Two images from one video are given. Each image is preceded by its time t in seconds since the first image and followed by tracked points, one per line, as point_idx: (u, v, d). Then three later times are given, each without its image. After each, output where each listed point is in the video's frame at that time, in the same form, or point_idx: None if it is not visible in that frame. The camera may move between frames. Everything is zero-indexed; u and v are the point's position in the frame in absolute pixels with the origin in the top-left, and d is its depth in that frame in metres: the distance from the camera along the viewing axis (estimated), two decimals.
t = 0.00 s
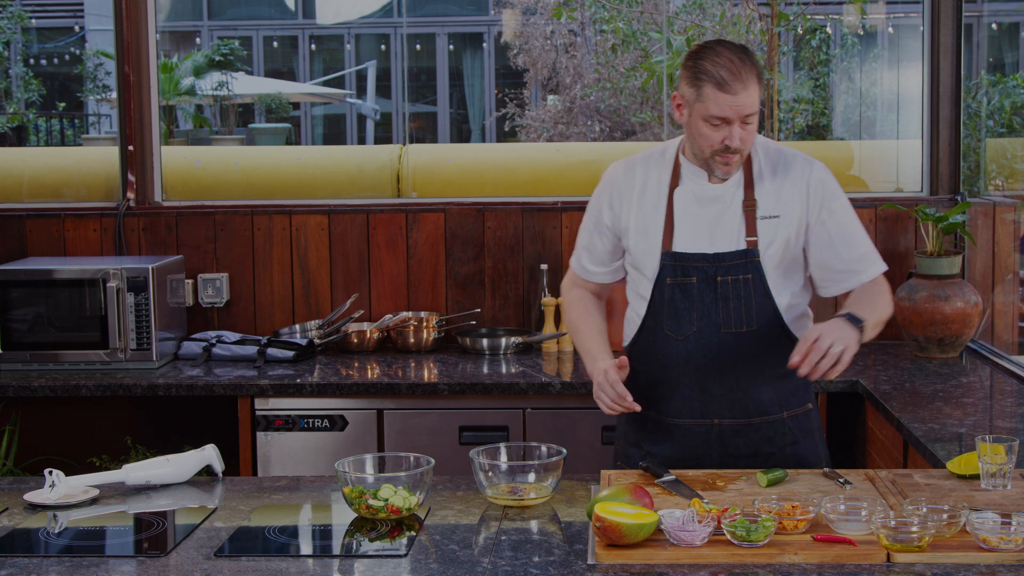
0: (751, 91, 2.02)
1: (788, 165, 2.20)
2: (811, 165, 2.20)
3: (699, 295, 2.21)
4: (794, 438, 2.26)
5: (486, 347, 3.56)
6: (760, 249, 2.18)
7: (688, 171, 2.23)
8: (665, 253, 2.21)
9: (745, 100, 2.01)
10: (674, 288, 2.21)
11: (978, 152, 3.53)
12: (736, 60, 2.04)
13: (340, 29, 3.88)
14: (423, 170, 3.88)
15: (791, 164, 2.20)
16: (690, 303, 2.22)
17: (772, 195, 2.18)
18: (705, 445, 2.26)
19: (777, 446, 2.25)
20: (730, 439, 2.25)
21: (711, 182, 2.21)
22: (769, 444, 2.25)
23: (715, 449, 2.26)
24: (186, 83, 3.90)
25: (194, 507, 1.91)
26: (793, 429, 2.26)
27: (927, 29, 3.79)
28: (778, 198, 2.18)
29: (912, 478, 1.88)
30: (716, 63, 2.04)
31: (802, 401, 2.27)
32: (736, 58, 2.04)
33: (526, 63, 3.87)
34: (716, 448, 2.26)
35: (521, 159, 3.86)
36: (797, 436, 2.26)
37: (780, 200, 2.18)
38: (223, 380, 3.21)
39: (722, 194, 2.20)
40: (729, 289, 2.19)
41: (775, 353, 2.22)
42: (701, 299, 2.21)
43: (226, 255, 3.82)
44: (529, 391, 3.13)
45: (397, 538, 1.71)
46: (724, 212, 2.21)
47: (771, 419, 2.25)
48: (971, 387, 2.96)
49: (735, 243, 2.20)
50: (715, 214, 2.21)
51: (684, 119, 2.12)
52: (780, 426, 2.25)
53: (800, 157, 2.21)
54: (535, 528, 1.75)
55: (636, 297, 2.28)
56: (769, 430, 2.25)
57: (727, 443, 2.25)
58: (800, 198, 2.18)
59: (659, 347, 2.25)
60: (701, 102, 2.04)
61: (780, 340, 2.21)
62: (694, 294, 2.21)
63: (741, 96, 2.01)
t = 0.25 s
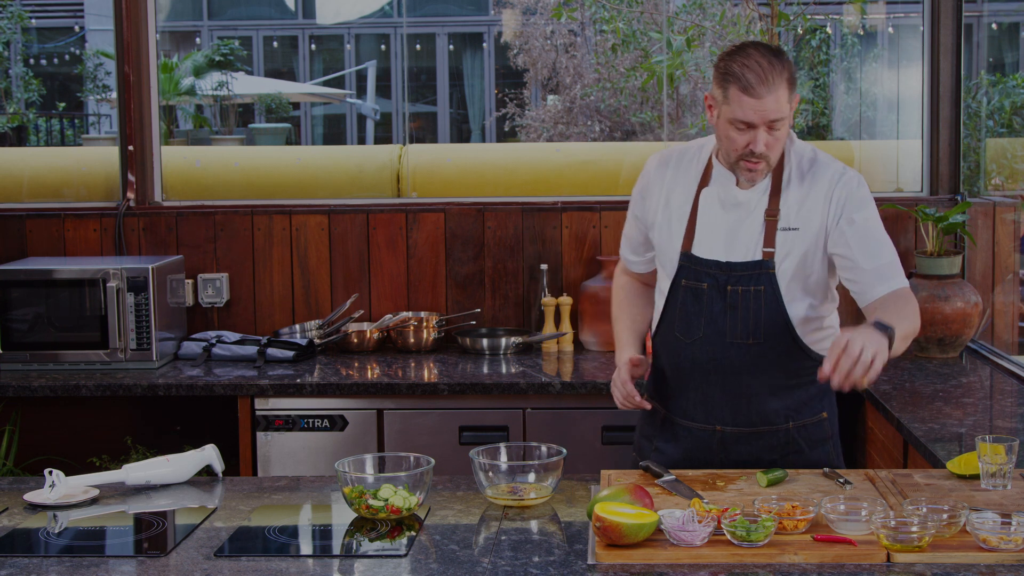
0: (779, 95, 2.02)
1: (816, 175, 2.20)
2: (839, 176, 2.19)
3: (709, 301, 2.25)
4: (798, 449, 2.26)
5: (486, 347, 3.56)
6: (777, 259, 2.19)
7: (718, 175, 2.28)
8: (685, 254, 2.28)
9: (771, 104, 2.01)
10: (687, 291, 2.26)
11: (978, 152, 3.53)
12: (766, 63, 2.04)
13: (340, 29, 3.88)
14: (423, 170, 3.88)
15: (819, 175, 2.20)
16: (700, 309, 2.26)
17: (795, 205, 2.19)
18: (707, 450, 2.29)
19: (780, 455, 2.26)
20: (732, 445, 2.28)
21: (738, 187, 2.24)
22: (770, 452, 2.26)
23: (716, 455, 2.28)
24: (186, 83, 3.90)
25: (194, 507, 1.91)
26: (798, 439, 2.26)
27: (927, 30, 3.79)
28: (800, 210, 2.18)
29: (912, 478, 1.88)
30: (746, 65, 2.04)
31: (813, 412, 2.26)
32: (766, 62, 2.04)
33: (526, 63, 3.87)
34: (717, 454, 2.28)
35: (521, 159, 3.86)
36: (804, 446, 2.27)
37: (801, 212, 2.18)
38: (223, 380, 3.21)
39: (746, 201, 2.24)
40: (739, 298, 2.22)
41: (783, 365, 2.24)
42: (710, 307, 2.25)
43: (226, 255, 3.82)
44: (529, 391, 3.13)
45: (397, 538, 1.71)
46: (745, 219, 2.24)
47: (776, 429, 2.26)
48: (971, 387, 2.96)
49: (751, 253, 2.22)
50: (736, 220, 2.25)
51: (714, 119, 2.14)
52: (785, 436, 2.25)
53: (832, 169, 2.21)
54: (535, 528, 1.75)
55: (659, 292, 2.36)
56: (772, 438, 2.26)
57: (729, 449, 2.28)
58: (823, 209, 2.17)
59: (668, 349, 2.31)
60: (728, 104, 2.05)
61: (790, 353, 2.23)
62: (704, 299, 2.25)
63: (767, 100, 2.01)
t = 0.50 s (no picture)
0: (784, 102, 1.95)
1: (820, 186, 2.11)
2: (842, 189, 2.08)
3: (706, 311, 2.24)
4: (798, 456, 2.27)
5: (486, 347, 3.56)
6: (775, 274, 2.14)
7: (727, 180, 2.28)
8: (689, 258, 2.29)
9: (776, 113, 1.96)
10: (687, 297, 2.27)
11: (978, 152, 3.53)
12: (773, 70, 1.98)
13: (340, 29, 3.88)
14: (423, 170, 3.88)
15: (822, 187, 2.11)
16: (698, 317, 2.26)
17: (794, 218, 2.12)
18: (706, 455, 2.32)
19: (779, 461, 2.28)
20: (731, 451, 2.30)
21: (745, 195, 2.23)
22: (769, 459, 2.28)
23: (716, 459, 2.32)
24: (186, 83, 3.90)
25: (194, 507, 1.91)
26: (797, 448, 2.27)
27: (927, 30, 3.79)
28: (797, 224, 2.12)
29: (912, 478, 1.88)
30: (752, 71, 1.98)
31: (812, 421, 2.26)
32: (774, 69, 1.98)
33: (526, 63, 3.87)
34: (716, 459, 2.32)
35: (521, 159, 3.86)
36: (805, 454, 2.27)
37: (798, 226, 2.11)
38: (223, 380, 3.21)
39: (750, 210, 2.21)
40: (734, 309, 2.20)
41: (780, 376, 2.22)
42: (708, 316, 2.24)
43: (226, 255, 3.82)
44: (529, 391, 3.13)
45: (397, 538, 1.71)
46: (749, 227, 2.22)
47: (775, 436, 2.27)
48: (971, 387, 2.95)
49: (751, 266, 2.20)
50: (741, 228, 2.23)
51: (722, 125, 2.09)
52: (784, 443, 2.26)
53: (841, 181, 2.11)
54: (535, 528, 1.75)
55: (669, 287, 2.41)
56: (770, 446, 2.28)
57: (728, 454, 2.31)
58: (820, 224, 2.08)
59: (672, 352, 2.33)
60: (733, 111, 2.00)
61: (788, 364, 2.20)
62: (703, 308, 2.25)
63: (770, 107, 1.95)
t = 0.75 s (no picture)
0: (764, 103, 1.96)
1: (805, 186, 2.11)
2: (829, 190, 2.08)
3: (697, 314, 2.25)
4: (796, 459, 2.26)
5: (486, 347, 3.56)
6: (762, 276, 2.15)
7: (714, 182, 2.27)
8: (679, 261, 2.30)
9: (756, 115, 1.95)
10: (678, 300, 2.29)
11: (978, 152, 3.53)
12: (754, 72, 1.98)
13: (340, 29, 3.88)
14: (423, 170, 3.88)
15: (808, 189, 2.10)
16: (688, 321, 2.28)
17: (780, 220, 2.12)
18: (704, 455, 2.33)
19: (777, 462, 2.27)
20: (728, 451, 2.30)
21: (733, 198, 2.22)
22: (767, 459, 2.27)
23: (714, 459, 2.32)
24: (186, 83, 3.90)
25: (194, 507, 1.91)
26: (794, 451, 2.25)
27: (927, 30, 3.79)
28: (782, 226, 2.11)
29: (912, 478, 1.88)
30: (734, 73, 1.98)
31: (810, 421, 2.24)
32: (755, 70, 1.98)
33: (526, 63, 3.87)
34: (714, 460, 2.32)
35: (521, 159, 3.86)
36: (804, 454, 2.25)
37: (784, 228, 2.11)
38: (223, 380, 3.21)
39: (735, 214, 2.20)
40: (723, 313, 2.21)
41: (773, 376, 2.22)
42: (698, 319, 2.26)
43: (226, 255, 3.82)
44: (529, 391, 3.13)
45: (397, 539, 1.71)
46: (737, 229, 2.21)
47: (772, 437, 2.26)
48: (971, 387, 2.95)
49: (739, 269, 2.20)
50: (729, 231, 2.22)
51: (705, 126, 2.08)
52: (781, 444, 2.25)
53: (827, 183, 2.10)
54: (535, 528, 1.75)
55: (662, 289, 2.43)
56: (768, 447, 2.27)
57: (725, 454, 2.30)
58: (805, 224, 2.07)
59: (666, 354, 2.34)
60: (714, 113, 2.00)
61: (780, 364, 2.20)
62: (694, 311, 2.26)
63: (750, 109, 1.95)
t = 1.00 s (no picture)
0: (713, 82, 1.98)
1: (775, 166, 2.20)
2: (801, 166, 2.19)
3: (688, 305, 2.22)
4: (796, 446, 2.22)
5: (486, 347, 3.56)
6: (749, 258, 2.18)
7: (683, 177, 2.24)
8: (658, 260, 2.24)
9: (708, 93, 1.98)
10: (665, 297, 2.23)
11: (978, 152, 3.54)
12: (701, 54, 2.00)
13: (340, 29, 3.88)
14: (423, 170, 3.88)
15: (781, 168, 2.19)
16: (680, 313, 2.23)
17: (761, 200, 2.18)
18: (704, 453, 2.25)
19: (777, 452, 2.22)
20: (728, 444, 2.24)
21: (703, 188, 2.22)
22: (767, 449, 2.22)
23: (714, 456, 2.25)
24: (186, 83, 3.90)
25: (194, 507, 1.91)
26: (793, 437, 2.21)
27: (927, 30, 3.79)
28: (763, 205, 2.18)
29: (912, 478, 1.88)
30: (680, 59, 2.01)
31: (806, 405, 2.22)
32: (701, 52, 2.01)
33: (526, 63, 3.87)
34: (714, 457, 2.25)
35: (521, 159, 3.86)
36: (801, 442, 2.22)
37: (765, 207, 2.18)
38: (223, 380, 3.21)
39: (712, 202, 2.20)
40: (718, 299, 2.19)
41: (770, 362, 2.19)
42: (690, 309, 2.22)
43: (226, 255, 3.82)
44: (529, 391, 3.13)
45: (397, 538, 1.71)
46: (714, 219, 2.21)
47: (771, 426, 2.21)
48: (971, 387, 2.96)
49: (723, 253, 2.20)
50: (706, 221, 2.22)
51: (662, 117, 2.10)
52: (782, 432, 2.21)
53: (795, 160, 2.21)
54: (535, 528, 1.75)
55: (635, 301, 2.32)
56: (768, 437, 2.22)
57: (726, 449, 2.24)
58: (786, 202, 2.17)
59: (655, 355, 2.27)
60: (667, 99, 2.02)
61: (774, 348, 2.19)
62: (684, 303, 2.22)
63: (699, 89, 1.98)
